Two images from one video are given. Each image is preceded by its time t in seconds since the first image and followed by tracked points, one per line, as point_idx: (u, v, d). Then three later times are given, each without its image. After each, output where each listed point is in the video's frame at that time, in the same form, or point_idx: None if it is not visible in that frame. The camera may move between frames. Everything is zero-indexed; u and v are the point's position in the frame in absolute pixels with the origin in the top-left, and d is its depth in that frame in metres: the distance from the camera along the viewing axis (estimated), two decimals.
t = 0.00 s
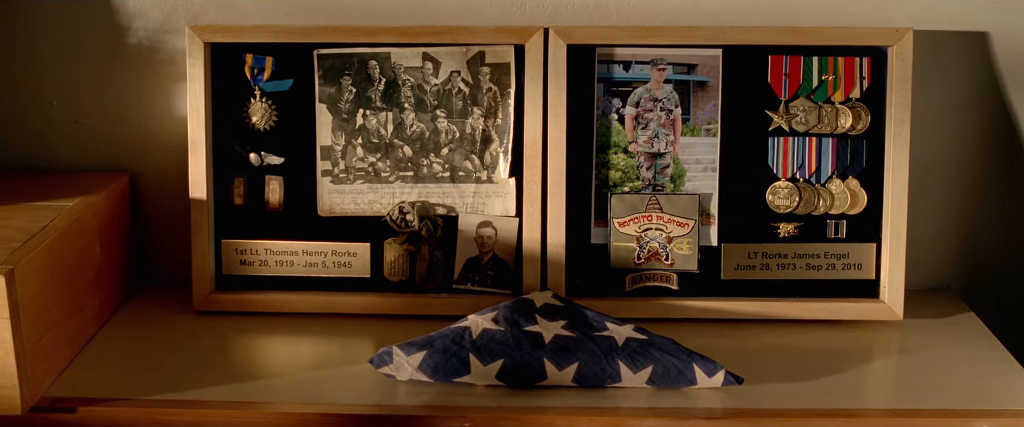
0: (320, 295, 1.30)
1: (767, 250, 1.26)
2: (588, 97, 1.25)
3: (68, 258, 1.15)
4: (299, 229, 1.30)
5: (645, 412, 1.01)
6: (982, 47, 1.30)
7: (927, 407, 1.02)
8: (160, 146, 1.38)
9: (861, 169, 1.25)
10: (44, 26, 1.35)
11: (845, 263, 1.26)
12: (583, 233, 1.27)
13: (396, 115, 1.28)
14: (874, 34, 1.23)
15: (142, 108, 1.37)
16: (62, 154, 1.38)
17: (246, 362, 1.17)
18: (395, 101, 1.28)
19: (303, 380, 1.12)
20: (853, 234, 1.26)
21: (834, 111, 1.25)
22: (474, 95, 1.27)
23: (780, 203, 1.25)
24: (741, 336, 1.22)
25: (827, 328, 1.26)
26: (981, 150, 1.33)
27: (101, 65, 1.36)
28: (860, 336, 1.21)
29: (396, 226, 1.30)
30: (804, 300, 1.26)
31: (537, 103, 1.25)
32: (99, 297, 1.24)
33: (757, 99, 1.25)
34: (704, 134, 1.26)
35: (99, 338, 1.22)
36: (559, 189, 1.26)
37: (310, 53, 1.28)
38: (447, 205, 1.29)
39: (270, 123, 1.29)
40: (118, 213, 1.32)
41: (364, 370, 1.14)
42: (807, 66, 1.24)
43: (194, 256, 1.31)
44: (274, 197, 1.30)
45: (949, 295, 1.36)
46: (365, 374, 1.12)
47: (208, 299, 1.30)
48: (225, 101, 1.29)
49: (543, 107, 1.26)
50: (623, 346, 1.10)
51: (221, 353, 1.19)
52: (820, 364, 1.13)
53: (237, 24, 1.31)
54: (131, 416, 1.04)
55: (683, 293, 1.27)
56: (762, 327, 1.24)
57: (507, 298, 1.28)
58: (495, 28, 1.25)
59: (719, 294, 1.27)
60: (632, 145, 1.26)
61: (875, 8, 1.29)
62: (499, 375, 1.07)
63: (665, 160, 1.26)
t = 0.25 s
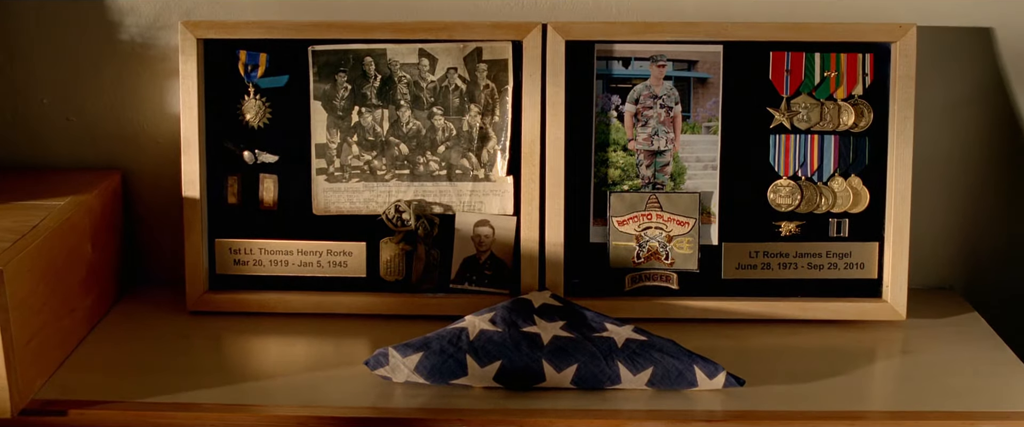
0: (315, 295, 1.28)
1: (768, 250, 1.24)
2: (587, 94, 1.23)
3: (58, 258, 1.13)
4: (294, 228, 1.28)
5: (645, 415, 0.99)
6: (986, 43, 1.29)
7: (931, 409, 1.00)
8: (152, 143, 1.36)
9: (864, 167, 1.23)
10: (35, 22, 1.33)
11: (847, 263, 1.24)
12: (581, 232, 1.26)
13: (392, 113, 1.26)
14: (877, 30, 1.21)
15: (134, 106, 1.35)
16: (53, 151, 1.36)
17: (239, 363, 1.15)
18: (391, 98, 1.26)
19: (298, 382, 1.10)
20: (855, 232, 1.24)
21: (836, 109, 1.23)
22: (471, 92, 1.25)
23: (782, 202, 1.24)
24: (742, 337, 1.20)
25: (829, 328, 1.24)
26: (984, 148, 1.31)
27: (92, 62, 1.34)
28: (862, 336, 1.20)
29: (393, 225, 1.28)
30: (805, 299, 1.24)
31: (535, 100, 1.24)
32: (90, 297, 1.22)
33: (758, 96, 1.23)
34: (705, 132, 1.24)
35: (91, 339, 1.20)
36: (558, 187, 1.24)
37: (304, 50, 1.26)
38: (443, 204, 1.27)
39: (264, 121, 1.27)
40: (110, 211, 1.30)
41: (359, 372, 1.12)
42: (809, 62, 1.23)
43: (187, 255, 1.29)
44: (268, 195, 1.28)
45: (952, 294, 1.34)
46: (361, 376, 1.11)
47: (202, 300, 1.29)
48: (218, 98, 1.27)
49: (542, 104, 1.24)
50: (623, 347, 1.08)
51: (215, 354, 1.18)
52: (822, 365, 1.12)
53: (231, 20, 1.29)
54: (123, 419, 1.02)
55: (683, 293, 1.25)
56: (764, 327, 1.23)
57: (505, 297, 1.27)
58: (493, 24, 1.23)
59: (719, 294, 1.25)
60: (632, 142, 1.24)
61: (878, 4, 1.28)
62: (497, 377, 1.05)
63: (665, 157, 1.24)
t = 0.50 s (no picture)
0: (309, 292, 1.27)
1: (768, 246, 1.22)
2: (584, 88, 1.22)
3: (47, 255, 1.11)
4: (287, 224, 1.27)
5: (643, 414, 0.98)
6: (988, 36, 1.27)
7: (934, 408, 0.99)
8: (144, 138, 1.34)
9: (865, 162, 1.22)
10: (24, 15, 1.31)
11: (848, 259, 1.23)
12: (578, 228, 1.24)
13: (387, 107, 1.24)
14: (878, 23, 1.19)
15: (125, 101, 1.33)
16: (42, 147, 1.34)
17: (232, 362, 1.14)
18: (385, 93, 1.24)
19: (291, 381, 1.08)
20: (856, 228, 1.22)
21: (837, 103, 1.21)
22: (467, 87, 1.23)
23: (782, 197, 1.22)
24: (742, 334, 1.18)
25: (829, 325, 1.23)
26: (986, 142, 1.30)
27: (82, 56, 1.32)
28: (863, 333, 1.18)
29: (387, 221, 1.26)
30: (806, 296, 1.22)
31: (532, 95, 1.22)
32: (81, 294, 1.21)
33: (758, 90, 1.21)
34: (704, 126, 1.22)
35: (81, 337, 1.18)
36: (555, 182, 1.22)
37: (297, 44, 1.24)
38: (439, 200, 1.26)
39: (256, 116, 1.25)
40: (100, 208, 1.28)
41: (354, 371, 1.10)
42: (809, 56, 1.21)
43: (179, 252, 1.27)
44: (261, 191, 1.26)
45: (953, 290, 1.33)
46: (355, 374, 1.09)
47: (194, 297, 1.27)
48: (210, 93, 1.25)
49: (538, 98, 1.22)
50: (621, 345, 1.06)
51: (207, 353, 1.16)
52: (823, 363, 1.10)
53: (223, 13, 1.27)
54: (113, 420, 1.00)
55: (682, 290, 1.24)
56: (763, 324, 1.21)
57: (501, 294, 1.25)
58: (489, 17, 1.21)
59: (718, 290, 1.24)
60: (630, 137, 1.22)
61: None
62: (493, 375, 1.04)
63: (664, 152, 1.23)
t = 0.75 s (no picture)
0: (304, 290, 1.25)
1: (768, 242, 1.21)
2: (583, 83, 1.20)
3: (38, 253, 1.10)
4: (282, 221, 1.25)
5: (643, 414, 0.96)
6: (991, 30, 1.25)
7: (937, 408, 0.98)
8: (136, 134, 1.32)
9: (867, 158, 1.20)
10: (13, 9, 1.29)
11: (850, 256, 1.21)
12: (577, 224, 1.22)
13: (382, 102, 1.23)
14: (880, 17, 1.18)
15: (117, 96, 1.31)
16: (32, 143, 1.32)
17: (226, 361, 1.12)
18: (381, 88, 1.23)
19: (285, 380, 1.07)
20: (858, 225, 1.21)
21: (839, 98, 1.20)
22: (464, 81, 1.22)
23: (783, 193, 1.21)
24: (742, 332, 1.17)
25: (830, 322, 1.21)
26: (989, 137, 1.29)
27: (73, 50, 1.30)
28: (865, 331, 1.17)
29: (383, 218, 1.24)
30: (807, 293, 1.21)
31: (530, 89, 1.20)
32: (72, 293, 1.19)
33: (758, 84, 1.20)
34: (704, 121, 1.21)
35: (73, 336, 1.17)
36: (553, 178, 1.21)
37: (291, 38, 1.22)
38: (435, 196, 1.24)
39: (250, 111, 1.23)
40: (92, 204, 1.26)
41: (349, 370, 1.09)
42: (811, 50, 1.19)
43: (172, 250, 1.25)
44: (255, 187, 1.24)
45: (955, 287, 1.31)
46: (350, 374, 1.07)
47: (187, 295, 1.25)
48: (203, 88, 1.24)
49: (536, 93, 1.21)
50: (620, 344, 1.05)
51: (200, 351, 1.14)
52: (825, 362, 1.09)
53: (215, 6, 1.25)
54: (105, 420, 0.99)
55: (681, 287, 1.22)
56: (764, 322, 1.20)
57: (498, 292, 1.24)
58: (486, 11, 1.20)
59: (718, 288, 1.22)
60: (628, 132, 1.21)
61: None
62: (491, 375, 1.02)
63: (663, 148, 1.21)
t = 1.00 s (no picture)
0: (299, 287, 1.23)
1: (769, 238, 1.19)
2: (580, 76, 1.18)
3: (28, 250, 1.08)
4: (276, 216, 1.23)
5: (642, 413, 0.95)
6: (994, 23, 1.24)
7: (940, 407, 0.96)
8: (127, 129, 1.31)
9: (869, 152, 1.19)
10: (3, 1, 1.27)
11: (851, 251, 1.20)
12: (575, 220, 1.21)
13: (378, 96, 1.21)
14: (882, 10, 1.16)
15: (108, 90, 1.30)
16: (22, 138, 1.31)
17: (219, 359, 1.10)
18: (376, 82, 1.21)
19: (279, 379, 1.05)
20: (859, 220, 1.19)
21: (840, 92, 1.18)
22: (460, 75, 1.20)
23: (783, 188, 1.19)
24: (742, 329, 1.15)
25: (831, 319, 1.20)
26: (991, 132, 1.27)
27: (63, 44, 1.28)
28: (866, 328, 1.16)
29: (378, 213, 1.23)
30: (808, 290, 1.19)
31: (527, 83, 1.18)
32: (63, 290, 1.17)
33: (758, 78, 1.18)
34: (704, 116, 1.19)
35: (64, 334, 1.15)
36: (550, 173, 1.19)
37: (285, 31, 1.20)
38: (431, 191, 1.22)
39: (243, 105, 1.22)
40: (83, 200, 1.25)
41: (344, 368, 1.07)
42: (812, 43, 1.18)
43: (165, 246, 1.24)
44: (249, 183, 1.23)
45: (957, 282, 1.30)
46: (345, 372, 1.06)
47: (180, 292, 1.23)
48: (196, 81, 1.22)
49: (533, 87, 1.19)
50: (619, 342, 1.03)
51: (193, 349, 1.13)
52: (826, 359, 1.08)
53: None
54: (95, 420, 0.97)
55: (681, 283, 1.21)
56: (764, 319, 1.18)
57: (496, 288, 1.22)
58: (482, 4, 1.18)
59: (718, 284, 1.21)
60: (627, 127, 1.19)
61: None
62: (488, 373, 1.01)
63: (662, 142, 1.20)
